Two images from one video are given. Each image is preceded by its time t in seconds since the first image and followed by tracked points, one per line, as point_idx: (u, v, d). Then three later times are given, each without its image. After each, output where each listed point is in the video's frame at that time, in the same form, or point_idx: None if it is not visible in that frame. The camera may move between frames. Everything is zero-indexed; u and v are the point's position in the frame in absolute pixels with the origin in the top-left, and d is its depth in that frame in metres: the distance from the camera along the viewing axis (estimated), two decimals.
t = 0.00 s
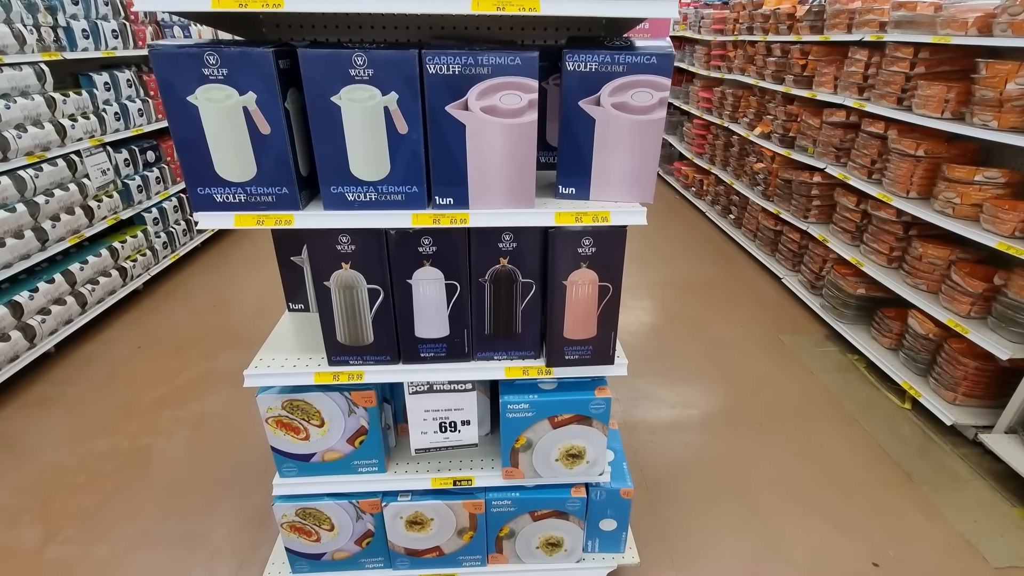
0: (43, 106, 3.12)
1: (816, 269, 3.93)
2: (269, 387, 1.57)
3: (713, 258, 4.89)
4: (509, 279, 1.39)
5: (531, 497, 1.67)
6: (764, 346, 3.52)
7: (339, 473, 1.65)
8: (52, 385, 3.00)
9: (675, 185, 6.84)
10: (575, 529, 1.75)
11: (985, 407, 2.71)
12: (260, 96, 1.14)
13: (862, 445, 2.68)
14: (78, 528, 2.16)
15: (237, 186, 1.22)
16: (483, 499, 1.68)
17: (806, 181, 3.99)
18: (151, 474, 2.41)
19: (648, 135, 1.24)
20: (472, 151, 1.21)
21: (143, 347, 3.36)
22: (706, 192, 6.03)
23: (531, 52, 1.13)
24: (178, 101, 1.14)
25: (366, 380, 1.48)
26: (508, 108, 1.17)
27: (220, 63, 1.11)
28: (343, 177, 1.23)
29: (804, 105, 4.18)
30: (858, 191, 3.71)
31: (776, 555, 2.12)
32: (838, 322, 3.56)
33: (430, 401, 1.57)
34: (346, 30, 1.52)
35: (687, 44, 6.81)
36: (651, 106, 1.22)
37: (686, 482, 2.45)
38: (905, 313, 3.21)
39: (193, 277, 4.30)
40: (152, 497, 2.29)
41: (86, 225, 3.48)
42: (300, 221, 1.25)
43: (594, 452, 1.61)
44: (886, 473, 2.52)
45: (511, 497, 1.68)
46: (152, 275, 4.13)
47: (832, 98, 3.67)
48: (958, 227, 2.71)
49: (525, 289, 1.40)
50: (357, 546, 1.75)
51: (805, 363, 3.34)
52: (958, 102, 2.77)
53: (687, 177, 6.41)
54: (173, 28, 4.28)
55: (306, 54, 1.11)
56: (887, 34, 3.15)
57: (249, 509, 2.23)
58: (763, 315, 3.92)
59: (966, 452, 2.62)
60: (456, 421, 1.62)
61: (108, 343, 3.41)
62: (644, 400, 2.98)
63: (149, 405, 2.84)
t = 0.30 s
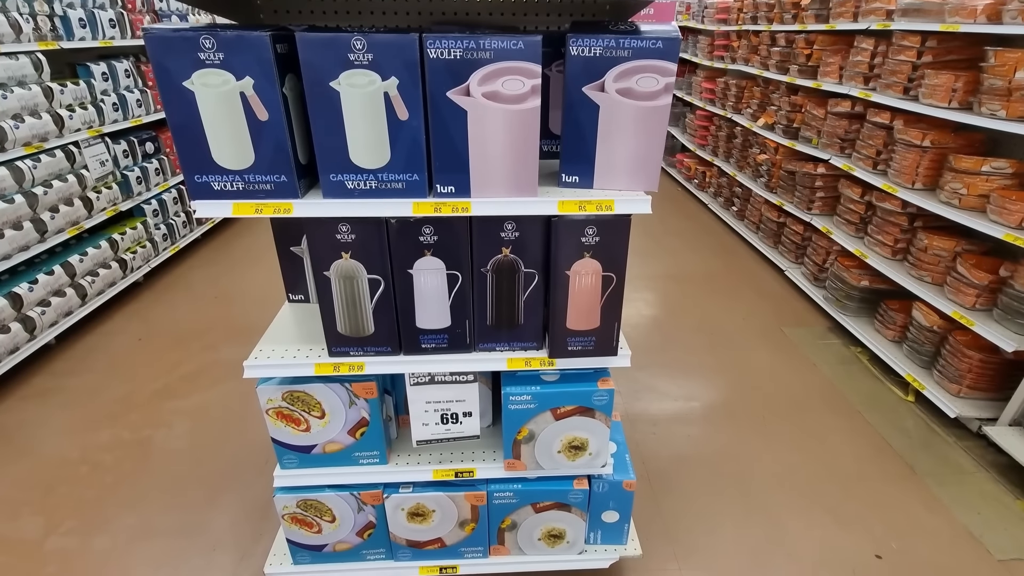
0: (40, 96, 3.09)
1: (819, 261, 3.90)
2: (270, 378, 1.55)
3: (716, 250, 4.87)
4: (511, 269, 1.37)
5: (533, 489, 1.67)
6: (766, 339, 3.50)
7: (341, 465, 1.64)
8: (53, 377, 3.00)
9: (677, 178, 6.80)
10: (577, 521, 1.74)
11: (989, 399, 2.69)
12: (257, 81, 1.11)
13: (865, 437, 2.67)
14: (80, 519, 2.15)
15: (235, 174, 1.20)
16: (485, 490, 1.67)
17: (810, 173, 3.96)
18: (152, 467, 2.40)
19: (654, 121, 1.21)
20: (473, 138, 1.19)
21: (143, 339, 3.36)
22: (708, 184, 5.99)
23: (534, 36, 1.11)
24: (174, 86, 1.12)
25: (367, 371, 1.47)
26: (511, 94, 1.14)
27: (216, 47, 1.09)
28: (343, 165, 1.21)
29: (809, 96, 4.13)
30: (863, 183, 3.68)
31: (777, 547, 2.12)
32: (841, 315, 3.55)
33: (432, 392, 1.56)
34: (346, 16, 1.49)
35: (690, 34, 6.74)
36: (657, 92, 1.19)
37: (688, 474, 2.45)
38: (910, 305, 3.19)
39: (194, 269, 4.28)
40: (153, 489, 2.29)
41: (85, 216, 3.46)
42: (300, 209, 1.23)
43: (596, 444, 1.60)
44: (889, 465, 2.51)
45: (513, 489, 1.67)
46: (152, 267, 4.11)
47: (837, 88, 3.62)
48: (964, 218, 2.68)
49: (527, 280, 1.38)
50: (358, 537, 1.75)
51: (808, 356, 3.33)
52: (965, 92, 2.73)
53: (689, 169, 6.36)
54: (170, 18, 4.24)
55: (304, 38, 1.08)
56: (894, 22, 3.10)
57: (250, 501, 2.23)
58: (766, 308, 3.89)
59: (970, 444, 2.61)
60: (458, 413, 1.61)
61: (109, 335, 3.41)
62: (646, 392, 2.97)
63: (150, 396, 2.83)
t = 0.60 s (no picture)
0: (38, 83, 3.07)
1: (822, 252, 3.88)
2: (271, 367, 1.55)
3: (718, 241, 4.84)
4: (513, 258, 1.36)
5: (535, 478, 1.67)
6: (769, 329, 3.50)
7: (342, 454, 1.64)
8: (55, 367, 3.00)
9: (680, 168, 6.75)
10: (579, 510, 1.75)
11: (991, 390, 2.69)
12: (255, 65, 1.09)
13: (867, 428, 2.67)
14: (83, 507, 2.17)
15: (233, 160, 1.18)
16: (486, 479, 1.67)
17: (814, 162, 3.92)
18: (155, 455, 2.41)
19: (659, 107, 1.19)
20: (475, 124, 1.17)
21: (145, 329, 3.36)
22: (711, 174, 5.95)
23: (537, 19, 1.08)
24: (170, 70, 1.10)
25: (368, 361, 1.46)
26: (513, 79, 1.12)
27: (213, 30, 1.07)
28: (343, 151, 1.19)
29: (814, 84, 4.09)
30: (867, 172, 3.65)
31: (778, 536, 2.13)
32: (844, 305, 3.53)
33: (433, 381, 1.55)
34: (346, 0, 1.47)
35: (693, 22, 6.65)
36: (662, 77, 1.17)
37: (689, 464, 2.45)
38: (913, 296, 3.18)
39: (195, 259, 4.27)
40: (156, 477, 2.30)
41: (85, 205, 3.45)
42: (300, 196, 1.22)
43: (598, 433, 1.60)
44: (890, 455, 2.51)
45: (514, 478, 1.67)
46: (152, 257, 4.10)
47: (843, 76, 3.58)
48: (970, 208, 2.66)
49: (529, 268, 1.37)
50: (360, 526, 1.75)
51: (810, 346, 3.32)
52: (973, 79, 2.70)
53: (692, 159, 6.32)
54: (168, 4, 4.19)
55: (303, 21, 1.06)
56: (902, 9, 3.06)
57: (252, 489, 2.24)
58: (768, 298, 3.88)
59: (971, 435, 2.61)
60: (459, 402, 1.60)
61: (110, 324, 3.41)
62: (648, 383, 2.97)
63: (152, 386, 2.84)
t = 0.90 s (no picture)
0: (35, 69, 3.04)
1: (824, 240, 3.87)
2: (274, 354, 1.56)
3: (720, 229, 4.83)
4: (515, 246, 1.35)
5: (536, 464, 1.68)
6: (770, 317, 3.50)
7: (345, 440, 1.65)
8: (59, 353, 3.02)
9: (682, 156, 6.70)
10: (580, 496, 1.76)
11: (992, 378, 2.69)
12: (255, 49, 1.08)
13: (867, 416, 2.68)
14: (89, 492, 2.19)
15: (233, 147, 1.18)
16: (488, 466, 1.68)
17: (818, 150, 3.89)
18: (159, 441, 2.42)
19: (663, 93, 1.18)
20: (477, 111, 1.16)
21: (147, 316, 3.36)
22: (714, 162, 5.91)
23: (541, 2, 1.07)
24: (169, 55, 1.08)
25: (370, 348, 1.46)
26: (516, 64, 1.11)
27: (211, 14, 1.05)
28: (344, 138, 1.18)
29: (819, 71, 4.04)
30: (871, 160, 3.62)
31: (777, 522, 2.15)
32: (845, 294, 3.53)
33: (435, 368, 1.56)
34: None
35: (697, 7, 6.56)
36: (666, 62, 1.16)
37: (689, 451, 2.46)
38: (915, 285, 3.17)
39: (196, 247, 4.27)
40: (161, 462, 2.32)
41: (85, 193, 3.43)
42: (300, 183, 1.21)
43: (599, 421, 1.60)
44: (889, 443, 2.52)
45: (516, 465, 1.68)
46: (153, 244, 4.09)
47: (849, 62, 3.53)
48: (975, 196, 2.64)
49: (531, 256, 1.37)
50: (363, 511, 1.77)
51: (811, 335, 3.32)
52: (981, 65, 2.66)
53: (694, 146, 6.28)
54: None
55: (302, 5, 1.05)
56: None
57: (256, 475, 2.26)
58: (770, 287, 3.87)
59: (971, 423, 2.62)
60: (461, 390, 1.61)
61: (112, 311, 3.41)
62: (649, 371, 2.98)
63: (155, 373, 2.85)
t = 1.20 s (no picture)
0: (35, 64, 3.03)
1: (825, 238, 3.87)
2: (276, 350, 1.56)
3: (720, 226, 4.82)
4: (516, 242, 1.35)
5: (537, 460, 1.68)
6: (769, 314, 3.50)
7: (346, 436, 1.66)
8: (60, 349, 3.02)
9: (683, 153, 6.69)
10: (579, 492, 1.77)
11: (991, 375, 2.70)
12: (256, 46, 1.08)
13: (866, 412, 2.69)
14: (92, 487, 2.20)
15: (235, 144, 1.18)
16: (489, 462, 1.69)
17: (818, 147, 3.88)
18: (161, 437, 2.43)
19: (664, 90, 1.18)
20: (478, 108, 1.16)
21: (148, 312, 3.37)
22: (714, 159, 5.90)
23: None
24: (170, 51, 1.08)
25: (371, 344, 1.47)
26: (517, 61, 1.11)
27: (212, 10, 1.05)
28: (345, 134, 1.18)
29: (820, 67, 4.03)
30: (872, 157, 3.62)
31: (776, 518, 2.16)
32: (845, 291, 3.53)
33: (436, 365, 1.56)
34: None
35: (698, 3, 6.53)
36: (668, 59, 1.16)
37: (689, 447, 2.47)
38: (915, 282, 3.17)
39: (197, 243, 4.27)
40: (162, 458, 2.33)
41: (85, 188, 3.43)
42: (302, 180, 1.21)
43: (600, 417, 1.61)
44: (888, 440, 2.53)
45: (516, 461, 1.69)
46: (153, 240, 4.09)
47: (850, 58, 3.52)
48: (976, 194, 2.64)
49: (532, 253, 1.37)
50: (364, 506, 1.78)
51: (810, 332, 3.33)
52: (983, 62, 2.66)
53: (695, 143, 6.27)
54: None
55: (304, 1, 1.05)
56: None
57: (258, 470, 2.27)
58: (770, 284, 3.88)
59: (969, 420, 2.63)
60: (462, 386, 1.61)
61: (113, 308, 3.42)
62: (649, 367, 2.99)
63: (156, 369, 2.86)
